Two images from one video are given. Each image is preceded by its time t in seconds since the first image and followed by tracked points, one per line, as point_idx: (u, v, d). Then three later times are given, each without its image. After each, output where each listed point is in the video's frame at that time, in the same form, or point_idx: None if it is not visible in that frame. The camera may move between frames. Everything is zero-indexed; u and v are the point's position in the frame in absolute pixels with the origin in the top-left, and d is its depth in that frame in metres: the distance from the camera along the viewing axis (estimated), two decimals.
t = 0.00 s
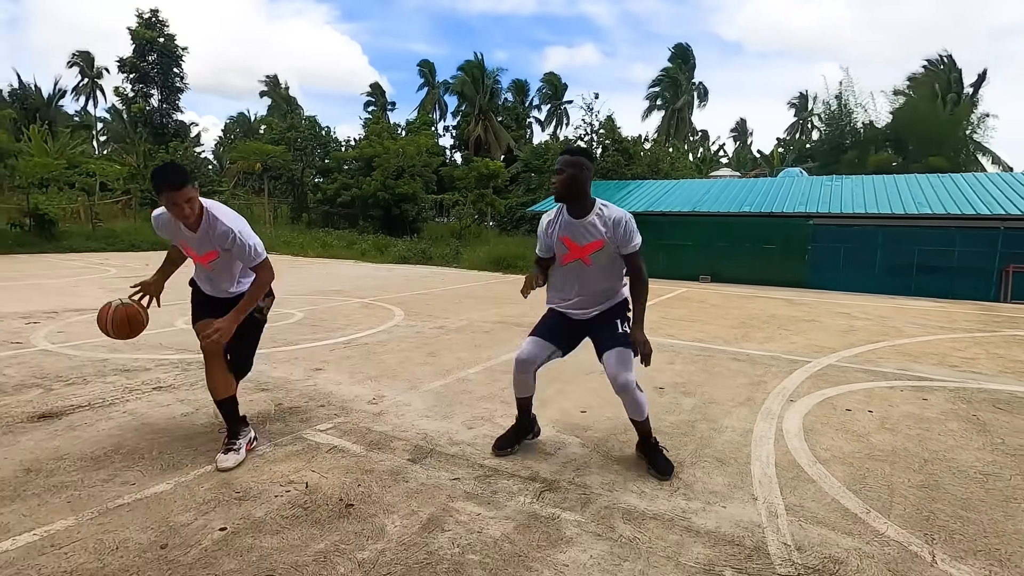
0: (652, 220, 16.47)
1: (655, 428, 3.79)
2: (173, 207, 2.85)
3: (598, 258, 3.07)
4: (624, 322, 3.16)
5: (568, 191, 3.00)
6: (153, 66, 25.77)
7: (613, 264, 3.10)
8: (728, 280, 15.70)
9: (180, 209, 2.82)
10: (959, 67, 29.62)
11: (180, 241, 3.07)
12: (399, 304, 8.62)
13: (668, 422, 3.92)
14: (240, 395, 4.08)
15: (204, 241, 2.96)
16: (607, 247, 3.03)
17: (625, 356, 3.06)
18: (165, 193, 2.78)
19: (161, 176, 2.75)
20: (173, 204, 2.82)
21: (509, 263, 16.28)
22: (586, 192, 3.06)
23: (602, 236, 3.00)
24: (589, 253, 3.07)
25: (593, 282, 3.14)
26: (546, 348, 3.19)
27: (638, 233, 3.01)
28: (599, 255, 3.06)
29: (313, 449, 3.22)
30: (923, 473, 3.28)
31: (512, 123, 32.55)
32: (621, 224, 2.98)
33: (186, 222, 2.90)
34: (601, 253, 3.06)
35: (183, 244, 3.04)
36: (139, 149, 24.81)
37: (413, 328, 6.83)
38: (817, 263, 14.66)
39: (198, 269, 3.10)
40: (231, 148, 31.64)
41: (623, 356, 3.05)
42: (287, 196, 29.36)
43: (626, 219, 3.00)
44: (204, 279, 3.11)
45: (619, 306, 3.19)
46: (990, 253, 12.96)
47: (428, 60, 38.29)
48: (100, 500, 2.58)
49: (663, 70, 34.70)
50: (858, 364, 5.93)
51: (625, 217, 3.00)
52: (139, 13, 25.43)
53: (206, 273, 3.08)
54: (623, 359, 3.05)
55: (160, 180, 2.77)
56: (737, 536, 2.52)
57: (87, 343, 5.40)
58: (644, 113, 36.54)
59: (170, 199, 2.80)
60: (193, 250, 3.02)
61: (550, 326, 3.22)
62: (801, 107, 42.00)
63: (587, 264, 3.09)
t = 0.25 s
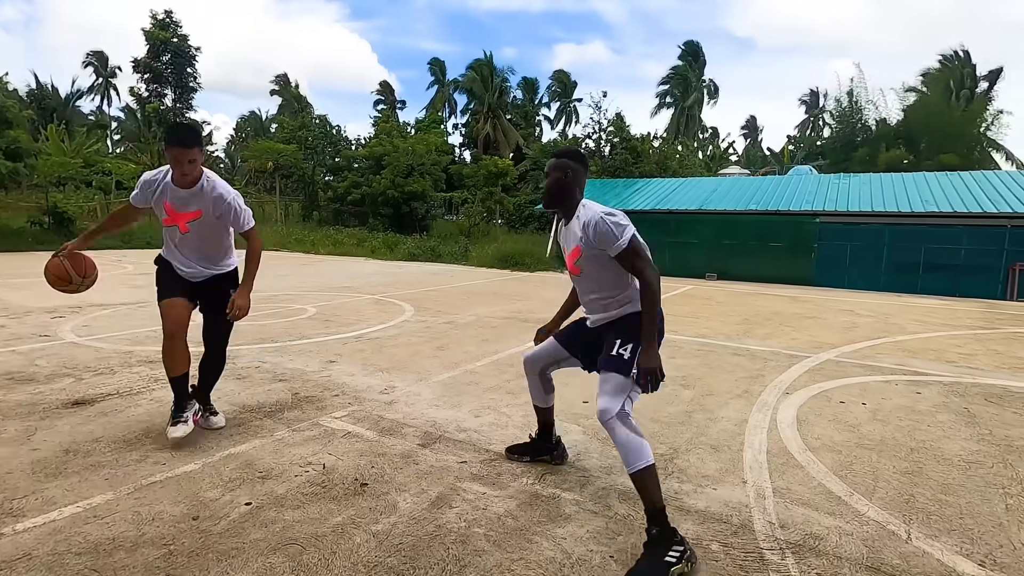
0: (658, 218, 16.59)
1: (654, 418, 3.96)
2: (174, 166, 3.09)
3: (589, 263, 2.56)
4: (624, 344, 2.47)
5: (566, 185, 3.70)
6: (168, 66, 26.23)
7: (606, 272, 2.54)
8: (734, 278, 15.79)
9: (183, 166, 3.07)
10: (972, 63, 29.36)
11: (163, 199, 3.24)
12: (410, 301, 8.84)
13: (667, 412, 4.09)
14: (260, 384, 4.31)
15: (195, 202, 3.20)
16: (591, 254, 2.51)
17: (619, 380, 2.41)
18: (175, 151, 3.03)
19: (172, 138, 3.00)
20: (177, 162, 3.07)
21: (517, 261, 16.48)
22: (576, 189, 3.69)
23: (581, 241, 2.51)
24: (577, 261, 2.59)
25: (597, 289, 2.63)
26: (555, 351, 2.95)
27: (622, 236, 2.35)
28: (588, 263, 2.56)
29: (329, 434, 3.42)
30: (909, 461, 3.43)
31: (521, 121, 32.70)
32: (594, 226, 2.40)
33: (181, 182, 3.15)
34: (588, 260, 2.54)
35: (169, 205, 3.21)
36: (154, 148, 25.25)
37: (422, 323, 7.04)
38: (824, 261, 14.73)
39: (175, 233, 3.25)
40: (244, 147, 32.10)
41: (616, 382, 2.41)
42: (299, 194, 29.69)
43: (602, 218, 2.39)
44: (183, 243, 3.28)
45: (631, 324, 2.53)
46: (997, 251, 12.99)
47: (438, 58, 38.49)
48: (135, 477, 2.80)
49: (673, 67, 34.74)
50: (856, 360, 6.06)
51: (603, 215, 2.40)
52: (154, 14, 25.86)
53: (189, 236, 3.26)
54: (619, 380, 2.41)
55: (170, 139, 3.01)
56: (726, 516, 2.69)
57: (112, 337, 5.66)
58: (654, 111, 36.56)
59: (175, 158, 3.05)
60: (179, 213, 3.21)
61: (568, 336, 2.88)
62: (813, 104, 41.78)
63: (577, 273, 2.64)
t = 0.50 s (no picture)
0: (664, 216, 16.69)
1: (651, 408, 4.13)
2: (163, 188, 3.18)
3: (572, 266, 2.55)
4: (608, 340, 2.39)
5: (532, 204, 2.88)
6: (180, 66, 26.61)
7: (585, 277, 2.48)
8: (740, 275, 15.88)
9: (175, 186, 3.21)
10: (985, 59, 29.11)
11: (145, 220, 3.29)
12: (417, 297, 9.04)
13: (664, 403, 4.25)
14: (274, 376, 4.51)
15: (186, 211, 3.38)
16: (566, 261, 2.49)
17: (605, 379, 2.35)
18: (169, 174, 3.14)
19: (164, 165, 3.10)
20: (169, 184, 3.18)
21: (524, 258, 16.65)
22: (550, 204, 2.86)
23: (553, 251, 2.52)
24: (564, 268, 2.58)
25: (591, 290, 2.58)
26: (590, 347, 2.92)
27: (570, 240, 2.28)
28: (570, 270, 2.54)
29: (340, 421, 3.62)
30: (895, 450, 3.57)
31: (529, 119, 32.85)
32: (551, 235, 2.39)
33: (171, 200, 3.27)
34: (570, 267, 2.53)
35: (162, 221, 3.32)
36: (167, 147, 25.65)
37: (430, 318, 7.24)
38: (829, 259, 14.79)
39: (171, 246, 3.39)
40: (256, 145, 32.47)
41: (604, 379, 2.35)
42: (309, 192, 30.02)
43: (555, 224, 2.36)
44: (178, 253, 3.43)
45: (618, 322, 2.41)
46: (1002, 249, 13.01)
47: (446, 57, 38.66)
48: (161, 459, 3.00)
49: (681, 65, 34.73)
50: (854, 355, 6.19)
51: (556, 221, 2.36)
52: (167, 15, 26.24)
53: (185, 243, 3.44)
54: (605, 377, 2.35)
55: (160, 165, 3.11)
56: (713, 498, 2.85)
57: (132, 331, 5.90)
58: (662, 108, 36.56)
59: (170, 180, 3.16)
60: (174, 225, 3.35)
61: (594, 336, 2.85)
62: (823, 101, 41.57)
63: (569, 280, 2.64)
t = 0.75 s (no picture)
0: (671, 214, 16.78)
1: (651, 402, 4.27)
2: (141, 205, 3.39)
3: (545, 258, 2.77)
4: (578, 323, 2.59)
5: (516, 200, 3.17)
6: (193, 66, 26.95)
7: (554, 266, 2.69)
8: (746, 274, 15.95)
9: (152, 204, 3.41)
10: (999, 56, 28.84)
11: (123, 225, 3.49)
12: (426, 294, 9.22)
13: (663, 396, 4.40)
14: (289, 369, 4.70)
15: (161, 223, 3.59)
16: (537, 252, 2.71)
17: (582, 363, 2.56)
18: (147, 194, 3.35)
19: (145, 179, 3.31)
20: (145, 201, 3.38)
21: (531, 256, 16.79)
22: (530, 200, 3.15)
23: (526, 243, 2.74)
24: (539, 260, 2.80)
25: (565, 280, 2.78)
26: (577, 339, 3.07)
27: (532, 229, 2.51)
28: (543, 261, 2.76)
29: (352, 412, 3.79)
30: (885, 442, 3.70)
31: (537, 117, 32.98)
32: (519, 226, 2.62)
33: (148, 214, 3.47)
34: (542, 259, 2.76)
35: (135, 232, 3.52)
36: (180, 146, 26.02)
37: (438, 315, 7.41)
38: (836, 257, 14.84)
39: (145, 252, 3.62)
40: (266, 144, 32.78)
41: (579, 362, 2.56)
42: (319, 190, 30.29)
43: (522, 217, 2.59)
44: (151, 257, 3.67)
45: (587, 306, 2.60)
46: (1009, 248, 13.01)
47: (455, 55, 38.78)
48: (185, 445, 3.19)
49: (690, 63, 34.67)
50: (853, 352, 6.30)
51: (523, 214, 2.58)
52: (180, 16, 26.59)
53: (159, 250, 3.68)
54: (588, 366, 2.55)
55: (140, 185, 3.33)
56: (706, 484, 2.99)
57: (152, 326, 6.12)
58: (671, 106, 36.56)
59: (147, 199, 3.36)
60: (146, 235, 3.56)
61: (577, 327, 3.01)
62: (833, 98, 41.34)
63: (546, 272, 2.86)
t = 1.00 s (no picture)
0: (677, 214, 16.85)
1: (657, 397, 4.39)
2: (151, 199, 3.54)
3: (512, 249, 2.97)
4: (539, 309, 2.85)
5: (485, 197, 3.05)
6: (204, 66, 27.22)
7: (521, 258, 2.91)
8: (752, 273, 16.01)
9: (161, 200, 3.57)
10: (1011, 54, 28.67)
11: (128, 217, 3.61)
12: (435, 292, 9.36)
13: (669, 392, 4.52)
14: (304, 364, 4.85)
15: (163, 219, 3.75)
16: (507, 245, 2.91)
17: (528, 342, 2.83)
18: (158, 191, 3.48)
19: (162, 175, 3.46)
20: (154, 197, 3.53)
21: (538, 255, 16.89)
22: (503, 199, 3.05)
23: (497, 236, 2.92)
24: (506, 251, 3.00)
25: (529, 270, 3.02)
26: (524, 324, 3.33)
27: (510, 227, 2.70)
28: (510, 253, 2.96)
29: (367, 405, 3.92)
30: (885, 437, 3.80)
31: (544, 116, 33.06)
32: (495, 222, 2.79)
33: (154, 208, 3.62)
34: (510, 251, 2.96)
35: (139, 228, 3.68)
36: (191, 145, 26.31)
37: (447, 312, 7.55)
38: (843, 257, 14.87)
39: (146, 247, 3.79)
40: (276, 143, 33.04)
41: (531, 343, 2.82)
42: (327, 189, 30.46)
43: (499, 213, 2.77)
44: (147, 252, 3.81)
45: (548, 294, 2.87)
46: (1016, 248, 13.02)
47: (464, 54, 38.89)
48: (209, 435, 3.33)
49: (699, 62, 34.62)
50: (857, 351, 6.38)
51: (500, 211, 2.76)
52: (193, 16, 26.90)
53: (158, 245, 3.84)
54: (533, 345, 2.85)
55: (153, 180, 3.44)
56: (710, 476, 3.10)
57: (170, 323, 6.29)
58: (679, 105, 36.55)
59: (158, 194, 3.51)
60: (149, 231, 3.73)
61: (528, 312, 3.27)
62: (843, 97, 41.19)
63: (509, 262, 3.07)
